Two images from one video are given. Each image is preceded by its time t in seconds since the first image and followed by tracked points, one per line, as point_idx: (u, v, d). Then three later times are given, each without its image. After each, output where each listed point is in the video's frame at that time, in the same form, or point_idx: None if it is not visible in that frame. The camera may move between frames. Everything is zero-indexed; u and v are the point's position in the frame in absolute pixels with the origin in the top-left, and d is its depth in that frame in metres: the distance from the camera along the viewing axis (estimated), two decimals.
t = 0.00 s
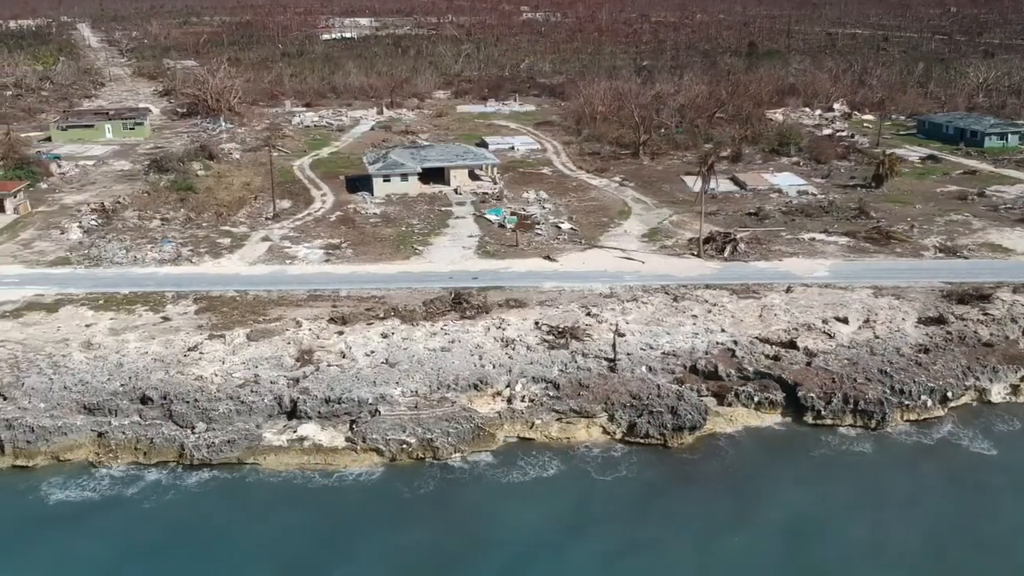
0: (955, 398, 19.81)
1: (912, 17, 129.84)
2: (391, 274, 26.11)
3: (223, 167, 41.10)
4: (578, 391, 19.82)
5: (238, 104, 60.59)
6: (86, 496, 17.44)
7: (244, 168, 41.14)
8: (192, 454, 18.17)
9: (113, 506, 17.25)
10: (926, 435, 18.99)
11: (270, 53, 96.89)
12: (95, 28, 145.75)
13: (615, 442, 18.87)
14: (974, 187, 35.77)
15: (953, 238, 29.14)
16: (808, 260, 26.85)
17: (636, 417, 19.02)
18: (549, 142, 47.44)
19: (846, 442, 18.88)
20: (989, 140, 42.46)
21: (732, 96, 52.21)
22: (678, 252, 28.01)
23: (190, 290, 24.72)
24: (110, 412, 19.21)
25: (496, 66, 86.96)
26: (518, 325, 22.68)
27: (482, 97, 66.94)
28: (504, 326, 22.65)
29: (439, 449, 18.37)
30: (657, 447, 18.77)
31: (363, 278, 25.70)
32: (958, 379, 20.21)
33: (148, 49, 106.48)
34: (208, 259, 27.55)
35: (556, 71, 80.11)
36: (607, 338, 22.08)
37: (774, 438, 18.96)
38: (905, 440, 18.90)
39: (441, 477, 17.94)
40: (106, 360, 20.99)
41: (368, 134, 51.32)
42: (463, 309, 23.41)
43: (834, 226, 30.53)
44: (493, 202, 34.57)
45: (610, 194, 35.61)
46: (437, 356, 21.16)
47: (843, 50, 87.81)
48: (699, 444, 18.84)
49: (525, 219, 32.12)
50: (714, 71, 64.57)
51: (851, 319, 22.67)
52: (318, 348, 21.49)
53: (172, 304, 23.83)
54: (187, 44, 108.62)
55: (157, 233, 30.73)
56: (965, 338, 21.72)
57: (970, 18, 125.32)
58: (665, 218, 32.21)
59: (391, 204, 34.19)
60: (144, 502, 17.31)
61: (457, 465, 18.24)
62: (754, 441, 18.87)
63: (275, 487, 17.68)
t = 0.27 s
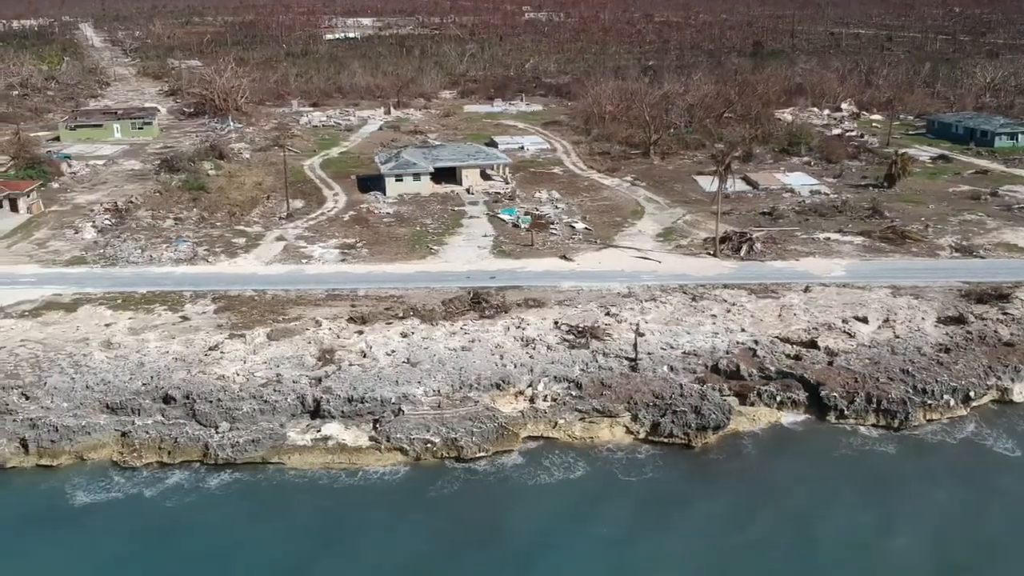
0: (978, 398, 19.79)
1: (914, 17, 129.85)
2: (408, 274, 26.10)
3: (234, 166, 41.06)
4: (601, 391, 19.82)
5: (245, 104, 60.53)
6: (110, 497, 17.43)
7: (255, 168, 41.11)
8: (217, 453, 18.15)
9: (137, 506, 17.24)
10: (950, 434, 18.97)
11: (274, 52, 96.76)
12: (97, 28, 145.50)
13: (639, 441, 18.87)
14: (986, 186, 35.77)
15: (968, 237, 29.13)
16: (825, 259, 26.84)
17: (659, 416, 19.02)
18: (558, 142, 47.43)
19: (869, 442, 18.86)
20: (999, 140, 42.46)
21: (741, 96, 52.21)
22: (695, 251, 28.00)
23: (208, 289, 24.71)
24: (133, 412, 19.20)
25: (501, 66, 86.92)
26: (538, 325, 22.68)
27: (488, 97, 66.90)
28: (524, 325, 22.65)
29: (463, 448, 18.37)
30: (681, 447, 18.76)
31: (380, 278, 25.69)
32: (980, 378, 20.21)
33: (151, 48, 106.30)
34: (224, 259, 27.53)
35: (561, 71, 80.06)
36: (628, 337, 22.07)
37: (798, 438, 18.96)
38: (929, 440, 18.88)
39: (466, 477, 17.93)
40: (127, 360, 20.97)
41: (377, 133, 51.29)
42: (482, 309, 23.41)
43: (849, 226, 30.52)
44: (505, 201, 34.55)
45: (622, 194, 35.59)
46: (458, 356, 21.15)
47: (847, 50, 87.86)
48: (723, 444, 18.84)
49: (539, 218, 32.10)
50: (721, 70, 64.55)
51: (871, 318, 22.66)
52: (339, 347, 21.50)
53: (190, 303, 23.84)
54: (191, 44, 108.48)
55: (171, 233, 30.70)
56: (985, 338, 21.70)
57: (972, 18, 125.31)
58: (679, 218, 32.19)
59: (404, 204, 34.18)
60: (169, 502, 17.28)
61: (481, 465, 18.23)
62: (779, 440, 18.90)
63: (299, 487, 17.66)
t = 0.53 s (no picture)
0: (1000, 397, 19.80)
1: (917, 17, 129.83)
2: (425, 273, 26.10)
3: (244, 166, 41.01)
4: (624, 390, 19.81)
5: (252, 103, 60.44)
6: (135, 497, 17.49)
7: (266, 167, 41.07)
8: (241, 453, 18.15)
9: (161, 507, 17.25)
10: (973, 434, 18.98)
11: (278, 52, 96.59)
12: (99, 29, 145.15)
13: (663, 441, 18.84)
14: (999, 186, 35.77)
15: (984, 237, 29.13)
16: (841, 259, 26.85)
17: (682, 416, 19.01)
18: (568, 141, 47.40)
19: (891, 442, 18.87)
20: (1010, 140, 42.48)
21: (749, 95, 52.20)
22: (711, 251, 27.99)
23: (226, 289, 24.70)
24: (156, 411, 19.20)
25: (506, 66, 86.85)
26: (558, 324, 22.66)
27: (495, 97, 66.84)
28: (544, 325, 22.63)
29: (487, 448, 18.35)
30: (705, 446, 18.75)
31: (398, 277, 25.68)
32: (1002, 378, 20.22)
33: (154, 48, 106.04)
34: (240, 259, 27.51)
35: (567, 71, 79.98)
36: (648, 337, 22.06)
37: (820, 437, 18.98)
38: (952, 439, 18.88)
39: (491, 477, 17.94)
40: (148, 359, 20.95)
41: (385, 133, 51.25)
42: (502, 309, 23.41)
43: (863, 225, 30.52)
44: (518, 201, 34.53)
45: (634, 194, 35.57)
46: (479, 355, 21.15)
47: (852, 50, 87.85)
48: (746, 443, 18.84)
49: (553, 218, 32.08)
50: (727, 70, 64.54)
51: (890, 318, 22.68)
52: (360, 347, 21.51)
53: (209, 303, 23.82)
54: (194, 44, 108.24)
55: (185, 232, 30.66)
56: (1006, 337, 21.70)
57: (975, 18, 125.29)
58: (693, 217, 32.17)
59: (417, 204, 34.16)
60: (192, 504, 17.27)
61: (505, 465, 18.23)
62: (803, 440, 18.89)
63: (323, 487, 17.68)
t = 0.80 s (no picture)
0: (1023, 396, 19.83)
1: (920, 17, 130.02)
2: (442, 273, 26.11)
3: (255, 166, 41.00)
4: (646, 390, 19.81)
5: (259, 103, 60.44)
6: (159, 499, 17.40)
7: (276, 167, 41.05)
8: (266, 453, 18.15)
9: (186, 508, 17.20)
10: (996, 434, 18.99)
11: (282, 52, 96.63)
12: (101, 29, 145.15)
13: (687, 441, 18.84)
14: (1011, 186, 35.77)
15: (999, 237, 29.15)
16: (858, 259, 26.87)
17: (706, 416, 19.01)
18: (577, 141, 47.40)
19: (916, 442, 18.83)
20: (1020, 140, 42.50)
21: (757, 95, 52.21)
22: (727, 250, 28.00)
23: (244, 289, 24.70)
24: (179, 411, 19.17)
25: (511, 66, 86.90)
26: (577, 324, 22.66)
27: (501, 97, 66.86)
28: (564, 324, 22.64)
29: (512, 447, 18.34)
30: (729, 446, 18.74)
31: (415, 277, 25.69)
32: None
33: (158, 49, 106.03)
34: (256, 259, 27.50)
35: (572, 71, 80.01)
36: (668, 336, 22.06)
37: (844, 437, 18.97)
38: (976, 439, 18.89)
39: (516, 478, 17.93)
40: (170, 359, 20.93)
41: (394, 133, 51.27)
42: (521, 309, 23.42)
43: (878, 225, 30.53)
44: (531, 201, 34.53)
45: (647, 194, 35.56)
46: (501, 355, 21.15)
47: (856, 50, 87.93)
48: (771, 443, 18.84)
49: (566, 218, 32.08)
50: (734, 70, 64.58)
51: (910, 317, 22.70)
52: (381, 346, 21.53)
53: (227, 303, 23.82)
54: (197, 44, 108.25)
55: (200, 232, 30.64)
56: None
57: (976, 18, 125.52)
58: (707, 217, 32.17)
59: (430, 204, 34.17)
60: (217, 506, 17.24)
61: (530, 466, 18.21)
62: (827, 439, 18.88)
63: (348, 487, 17.64)
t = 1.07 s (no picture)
0: None
1: (922, 18, 130.23)
2: (459, 273, 26.13)
3: (266, 166, 41.02)
4: (669, 390, 19.81)
5: (266, 103, 60.47)
6: (185, 499, 17.34)
7: (287, 167, 41.06)
8: (291, 453, 18.13)
9: (211, 508, 17.17)
10: (1020, 434, 18.99)
11: (287, 52, 96.67)
12: (104, 29, 145.23)
13: (711, 440, 18.85)
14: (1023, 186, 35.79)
15: (1014, 237, 29.17)
16: (874, 259, 26.89)
17: (730, 416, 19.01)
18: (586, 141, 47.42)
19: (939, 443, 18.84)
20: None
21: (766, 96, 52.24)
22: (743, 251, 28.02)
23: (262, 289, 24.73)
24: (202, 411, 19.16)
25: (516, 66, 86.98)
26: (597, 324, 22.66)
27: (507, 97, 66.91)
28: (583, 324, 22.65)
29: (537, 447, 18.34)
30: (754, 446, 18.74)
31: (433, 277, 25.72)
32: None
33: (163, 49, 106.09)
34: (273, 259, 27.52)
35: (578, 71, 80.08)
36: (689, 336, 22.07)
37: (868, 437, 18.98)
38: (1000, 439, 18.89)
39: (543, 478, 17.92)
40: (191, 359, 20.94)
41: (402, 133, 51.29)
42: (540, 309, 23.43)
43: (892, 225, 30.56)
44: (543, 201, 34.54)
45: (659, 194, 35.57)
46: (522, 355, 21.16)
47: (861, 51, 88.02)
48: (795, 443, 18.84)
49: (580, 218, 32.09)
50: (740, 70, 64.62)
51: (930, 317, 22.72)
52: (402, 347, 21.55)
53: (246, 303, 23.84)
54: (202, 44, 108.34)
55: (215, 232, 30.65)
56: None
57: (979, 18, 125.72)
58: (721, 217, 32.19)
59: (443, 204, 34.18)
60: (242, 506, 17.20)
61: (556, 466, 18.20)
62: (852, 439, 18.90)
63: (373, 487, 17.64)
